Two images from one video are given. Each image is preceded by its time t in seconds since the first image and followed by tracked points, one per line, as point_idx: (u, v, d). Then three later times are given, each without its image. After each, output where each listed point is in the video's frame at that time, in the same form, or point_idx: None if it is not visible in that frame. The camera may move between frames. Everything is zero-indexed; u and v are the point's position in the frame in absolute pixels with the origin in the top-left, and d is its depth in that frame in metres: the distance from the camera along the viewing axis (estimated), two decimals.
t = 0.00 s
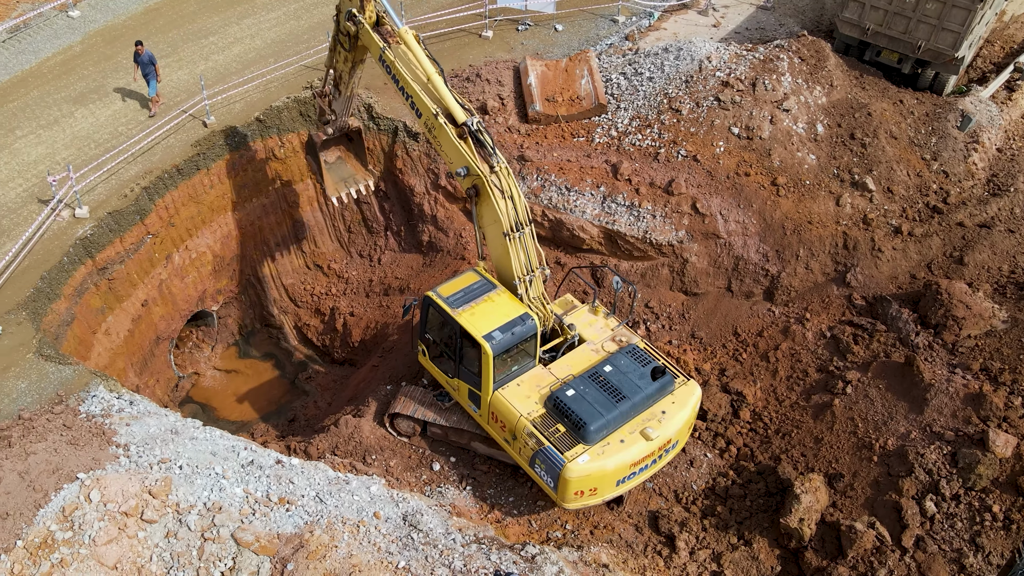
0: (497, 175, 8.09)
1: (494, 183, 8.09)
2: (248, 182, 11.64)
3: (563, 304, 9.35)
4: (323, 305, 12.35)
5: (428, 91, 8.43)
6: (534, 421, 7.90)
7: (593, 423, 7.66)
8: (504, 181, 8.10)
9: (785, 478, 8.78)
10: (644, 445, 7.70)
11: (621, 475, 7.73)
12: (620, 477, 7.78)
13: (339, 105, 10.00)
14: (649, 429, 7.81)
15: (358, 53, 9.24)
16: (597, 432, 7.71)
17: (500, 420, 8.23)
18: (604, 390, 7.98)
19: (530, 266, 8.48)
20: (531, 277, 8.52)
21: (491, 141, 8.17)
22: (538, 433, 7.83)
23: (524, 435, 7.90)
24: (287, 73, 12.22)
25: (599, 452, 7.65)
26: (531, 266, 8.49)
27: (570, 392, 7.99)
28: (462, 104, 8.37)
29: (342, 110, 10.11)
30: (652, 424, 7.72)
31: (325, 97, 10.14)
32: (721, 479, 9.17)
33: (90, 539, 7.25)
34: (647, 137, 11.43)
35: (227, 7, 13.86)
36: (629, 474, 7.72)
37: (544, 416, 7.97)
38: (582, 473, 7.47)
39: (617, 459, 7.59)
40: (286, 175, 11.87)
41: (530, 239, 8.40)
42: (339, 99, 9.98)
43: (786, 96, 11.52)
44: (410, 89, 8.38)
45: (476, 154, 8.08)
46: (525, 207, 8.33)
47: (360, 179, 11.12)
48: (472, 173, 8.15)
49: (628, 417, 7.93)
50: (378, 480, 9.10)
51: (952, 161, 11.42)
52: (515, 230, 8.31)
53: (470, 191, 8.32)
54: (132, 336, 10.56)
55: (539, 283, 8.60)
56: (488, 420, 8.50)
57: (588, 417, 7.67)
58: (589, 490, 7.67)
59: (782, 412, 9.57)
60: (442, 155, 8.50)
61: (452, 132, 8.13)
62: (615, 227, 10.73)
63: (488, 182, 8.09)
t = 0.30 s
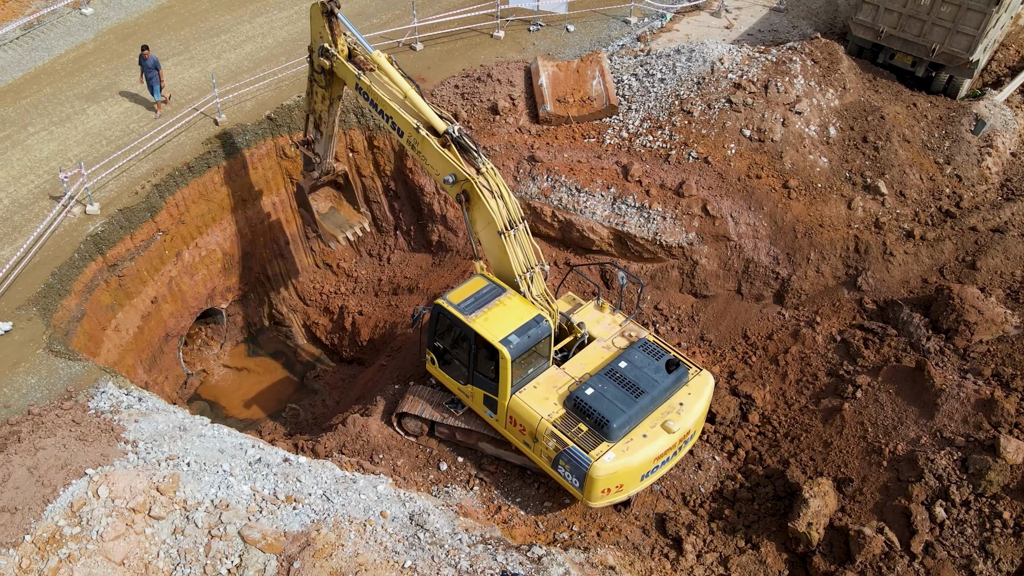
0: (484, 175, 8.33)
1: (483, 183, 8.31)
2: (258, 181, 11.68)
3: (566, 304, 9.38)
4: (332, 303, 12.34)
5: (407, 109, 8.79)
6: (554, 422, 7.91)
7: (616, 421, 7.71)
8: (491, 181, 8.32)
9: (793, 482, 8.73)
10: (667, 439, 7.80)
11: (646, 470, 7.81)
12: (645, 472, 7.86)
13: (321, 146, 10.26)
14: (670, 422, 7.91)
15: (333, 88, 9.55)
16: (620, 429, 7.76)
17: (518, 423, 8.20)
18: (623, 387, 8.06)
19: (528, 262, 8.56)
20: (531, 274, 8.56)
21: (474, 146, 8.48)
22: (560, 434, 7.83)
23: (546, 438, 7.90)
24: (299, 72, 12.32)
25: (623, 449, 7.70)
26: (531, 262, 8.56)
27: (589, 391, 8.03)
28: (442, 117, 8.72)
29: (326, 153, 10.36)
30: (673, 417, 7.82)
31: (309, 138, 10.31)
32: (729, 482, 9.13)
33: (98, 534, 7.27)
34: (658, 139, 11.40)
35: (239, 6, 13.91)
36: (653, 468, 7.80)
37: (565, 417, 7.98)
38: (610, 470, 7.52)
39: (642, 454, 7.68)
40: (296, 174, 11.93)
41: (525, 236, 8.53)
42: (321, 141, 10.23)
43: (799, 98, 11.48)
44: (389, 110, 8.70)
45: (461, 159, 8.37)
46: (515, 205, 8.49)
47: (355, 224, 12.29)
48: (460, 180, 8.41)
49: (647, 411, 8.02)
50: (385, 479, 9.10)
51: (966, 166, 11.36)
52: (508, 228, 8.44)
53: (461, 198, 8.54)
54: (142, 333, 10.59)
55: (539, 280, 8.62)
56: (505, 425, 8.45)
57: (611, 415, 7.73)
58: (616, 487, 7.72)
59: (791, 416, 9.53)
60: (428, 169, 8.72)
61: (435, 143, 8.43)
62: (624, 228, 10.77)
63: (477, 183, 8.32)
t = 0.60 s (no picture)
0: (470, 179, 8.47)
1: (471, 187, 8.45)
2: (265, 179, 11.75)
3: (568, 301, 9.39)
4: (337, 303, 12.34)
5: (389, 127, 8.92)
6: (569, 422, 7.90)
7: (631, 418, 7.72)
8: (478, 184, 8.46)
9: (798, 485, 8.69)
10: (682, 432, 7.85)
11: (662, 465, 7.86)
12: (660, 467, 7.91)
13: (310, 181, 10.18)
14: (683, 416, 7.96)
15: (315, 120, 9.52)
16: (636, 425, 7.77)
17: (531, 425, 8.17)
18: (634, 382, 8.07)
19: (523, 262, 8.58)
20: (528, 272, 8.57)
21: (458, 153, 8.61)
22: (575, 434, 7.82)
23: (560, 438, 7.90)
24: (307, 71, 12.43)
25: (639, 445, 7.72)
26: (527, 261, 8.59)
27: (602, 388, 8.04)
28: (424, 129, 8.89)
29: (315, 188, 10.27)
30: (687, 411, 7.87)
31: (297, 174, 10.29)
32: (734, 484, 9.11)
33: (103, 532, 7.28)
34: (665, 140, 11.38)
35: (246, 5, 13.94)
36: (669, 462, 7.85)
37: (579, 416, 7.97)
38: (628, 467, 7.55)
39: (659, 450, 7.71)
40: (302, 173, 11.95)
41: (517, 236, 8.59)
42: (309, 177, 10.17)
43: (806, 99, 11.46)
44: (372, 130, 8.85)
45: (446, 168, 8.52)
46: (504, 205, 8.59)
47: (352, 258, 12.52)
48: (447, 188, 8.53)
49: (660, 406, 8.05)
50: (389, 478, 9.10)
51: (974, 168, 11.33)
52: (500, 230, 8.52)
53: (450, 207, 8.64)
54: (147, 331, 10.60)
55: (537, 278, 8.65)
56: (517, 428, 8.43)
57: (625, 412, 7.74)
58: (633, 484, 7.75)
59: (796, 418, 9.50)
60: (416, 182, 8.86)
61: (419, 155, 8.58)
62: (630, 228, 10.76)
63: (464, 187, 8.45)
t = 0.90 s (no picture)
0: (458, 186, 8.53)
1: (459, 195, 8.50)
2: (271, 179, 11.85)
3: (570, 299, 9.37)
4: (342, 301, 12.46)
5: (374, 147, 9.07)
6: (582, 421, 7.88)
7: (644, 414, 7.71)
8: (465, 191, 8.52)
9: (803, 487, 8.67)
10: (694, 427, 7.86)
11: (676, 459, 7.87)
12: (674, 462, 7.93)
13: (300, 213, 10.37)
14: (694, 410, 7.97)
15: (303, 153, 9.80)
16: (649, 420, 7.77)
17: (543, 426, 8.16)
18: (644, 378, 8.06)
19: (519, 263, 8.62)
20: (525, 272, 8.62)
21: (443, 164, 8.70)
22: (589, 433, 7.81)
23: (573, 438, 7.90)
24: (312, 70, 12.46)
25: (653, 442, 7.72)
26: (523, 261, 8.64)
27: (613, 386, 8.02)
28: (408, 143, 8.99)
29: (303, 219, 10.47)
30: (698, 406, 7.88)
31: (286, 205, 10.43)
32: (738, 486, 9.09)
33: (107, 529, 7.29)
34: (671, 140, 11.37)
35: (253, 4, 13.97)
36: (683, 456, 7.87)
37: (591, 416, 7.96)
38: (644, 464, 7.56)
39: (673, 445, 7.73)
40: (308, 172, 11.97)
41: (510, 237, 8.63)
42: (298, 208, 10.38)
43: (813, 101, 11.43)
44: (359, 153, 8.99)
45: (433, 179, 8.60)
46: (494, 208, 8.64)
47: (344, 284, 12.43)
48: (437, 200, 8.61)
49: (671, 400, 8.05)
50: (393, 478, 9.11)
51: (981, 170, 11.31)
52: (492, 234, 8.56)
53: (442, 218, 8.71)
54: (152, 329, 10.60)
55: (535, 277, 8.70)
56: (528, 430, 8.42)
57: (637, 409, 7.73)
58: (649, 480, 7.77)
59: (801, 420, 9.48)
60: (407, 199, 8.94)
61: (406, 171, 8.67)
62: (635, 229, 10.75)
63: (452, 195, 8.51)
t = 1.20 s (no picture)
0: (448, 196, 8.60)
1: (451, 204, 8.57)
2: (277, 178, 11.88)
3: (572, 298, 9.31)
4: (348, 300, 12.47)
5: (363, 169, 9.10)
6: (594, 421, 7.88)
7: (656, 411, 7.71)
8: (456, 200, 8.58)
9: (808, 489, 8.64)
10: (705, 422, 7.88)
11: (688, 455, 7.90)
12: (687, 458, 7.95)
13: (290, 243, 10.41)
14: (704, 405, 7.99)
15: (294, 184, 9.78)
16: (661, 417, 7.78)
17: (554, 427, 8.15)
18: (654, 374, 8.07)
19: (515, 264, 8.67)
20: (523, 274, 8.64)
21: (431, 176, 8.74)
22: (601, 432, 7.82)
23: (585, 438, 7.90)
24: (319, 70, 12.47)
25: (666, 438, 7.74)
26: (519, 263, 8.69)
27: (623, 384, 8.02)
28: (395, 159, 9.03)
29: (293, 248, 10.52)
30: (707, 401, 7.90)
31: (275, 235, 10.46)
32: (744, 487, 9.07)
33: (112, 526, 7.31)
34: (678, 141, 11.35)
35: (261, 3, 13.99)
36: (695, 452, 7.90)
37: (603, 415, 7.95)
38: (659, 461, 7.58)
39: (686, 440, 7.76)
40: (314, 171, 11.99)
41: (504, 240, 8.70)
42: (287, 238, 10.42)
43: (820, 102, 11.40)
44: (349, 176, 9.02)
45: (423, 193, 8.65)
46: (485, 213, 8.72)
47: (333, 309, 12.11)
48: (429, 213, 8.67)
49: (681, 396, 8.07)
50: (397, 477, 9.11)
51: (989, 173, 11.27)
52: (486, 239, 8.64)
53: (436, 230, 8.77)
54: (158, 327, 10.61)
55: (533, 278, 8.75)
56: (538, 432, 8.40)
57: (649, 406, 7.74)
58: (663, 476, 7.79)
59: (807, 422, 9.47)
60: (399, 216, 9.00)
61: (395, 188, 8.71)
62: (641, 230, 10.76)
63: (444, 206, 8.58)
